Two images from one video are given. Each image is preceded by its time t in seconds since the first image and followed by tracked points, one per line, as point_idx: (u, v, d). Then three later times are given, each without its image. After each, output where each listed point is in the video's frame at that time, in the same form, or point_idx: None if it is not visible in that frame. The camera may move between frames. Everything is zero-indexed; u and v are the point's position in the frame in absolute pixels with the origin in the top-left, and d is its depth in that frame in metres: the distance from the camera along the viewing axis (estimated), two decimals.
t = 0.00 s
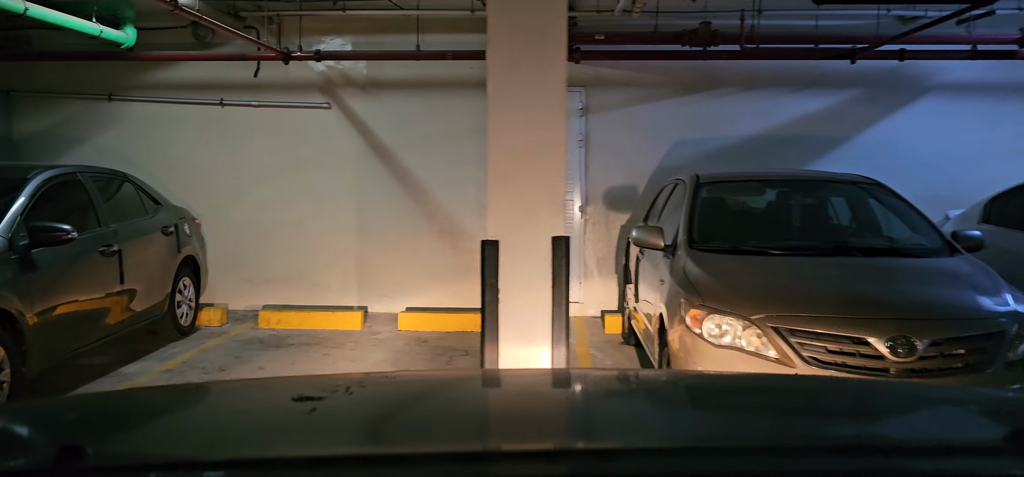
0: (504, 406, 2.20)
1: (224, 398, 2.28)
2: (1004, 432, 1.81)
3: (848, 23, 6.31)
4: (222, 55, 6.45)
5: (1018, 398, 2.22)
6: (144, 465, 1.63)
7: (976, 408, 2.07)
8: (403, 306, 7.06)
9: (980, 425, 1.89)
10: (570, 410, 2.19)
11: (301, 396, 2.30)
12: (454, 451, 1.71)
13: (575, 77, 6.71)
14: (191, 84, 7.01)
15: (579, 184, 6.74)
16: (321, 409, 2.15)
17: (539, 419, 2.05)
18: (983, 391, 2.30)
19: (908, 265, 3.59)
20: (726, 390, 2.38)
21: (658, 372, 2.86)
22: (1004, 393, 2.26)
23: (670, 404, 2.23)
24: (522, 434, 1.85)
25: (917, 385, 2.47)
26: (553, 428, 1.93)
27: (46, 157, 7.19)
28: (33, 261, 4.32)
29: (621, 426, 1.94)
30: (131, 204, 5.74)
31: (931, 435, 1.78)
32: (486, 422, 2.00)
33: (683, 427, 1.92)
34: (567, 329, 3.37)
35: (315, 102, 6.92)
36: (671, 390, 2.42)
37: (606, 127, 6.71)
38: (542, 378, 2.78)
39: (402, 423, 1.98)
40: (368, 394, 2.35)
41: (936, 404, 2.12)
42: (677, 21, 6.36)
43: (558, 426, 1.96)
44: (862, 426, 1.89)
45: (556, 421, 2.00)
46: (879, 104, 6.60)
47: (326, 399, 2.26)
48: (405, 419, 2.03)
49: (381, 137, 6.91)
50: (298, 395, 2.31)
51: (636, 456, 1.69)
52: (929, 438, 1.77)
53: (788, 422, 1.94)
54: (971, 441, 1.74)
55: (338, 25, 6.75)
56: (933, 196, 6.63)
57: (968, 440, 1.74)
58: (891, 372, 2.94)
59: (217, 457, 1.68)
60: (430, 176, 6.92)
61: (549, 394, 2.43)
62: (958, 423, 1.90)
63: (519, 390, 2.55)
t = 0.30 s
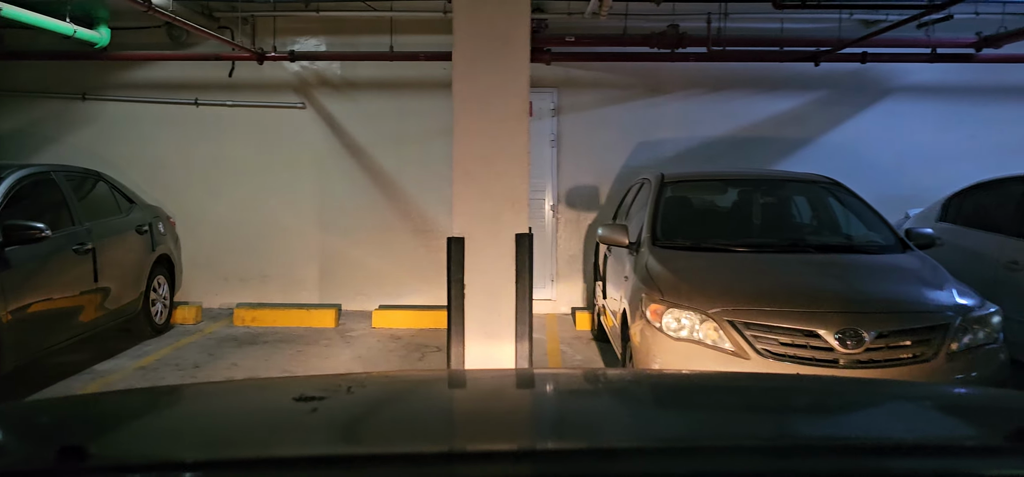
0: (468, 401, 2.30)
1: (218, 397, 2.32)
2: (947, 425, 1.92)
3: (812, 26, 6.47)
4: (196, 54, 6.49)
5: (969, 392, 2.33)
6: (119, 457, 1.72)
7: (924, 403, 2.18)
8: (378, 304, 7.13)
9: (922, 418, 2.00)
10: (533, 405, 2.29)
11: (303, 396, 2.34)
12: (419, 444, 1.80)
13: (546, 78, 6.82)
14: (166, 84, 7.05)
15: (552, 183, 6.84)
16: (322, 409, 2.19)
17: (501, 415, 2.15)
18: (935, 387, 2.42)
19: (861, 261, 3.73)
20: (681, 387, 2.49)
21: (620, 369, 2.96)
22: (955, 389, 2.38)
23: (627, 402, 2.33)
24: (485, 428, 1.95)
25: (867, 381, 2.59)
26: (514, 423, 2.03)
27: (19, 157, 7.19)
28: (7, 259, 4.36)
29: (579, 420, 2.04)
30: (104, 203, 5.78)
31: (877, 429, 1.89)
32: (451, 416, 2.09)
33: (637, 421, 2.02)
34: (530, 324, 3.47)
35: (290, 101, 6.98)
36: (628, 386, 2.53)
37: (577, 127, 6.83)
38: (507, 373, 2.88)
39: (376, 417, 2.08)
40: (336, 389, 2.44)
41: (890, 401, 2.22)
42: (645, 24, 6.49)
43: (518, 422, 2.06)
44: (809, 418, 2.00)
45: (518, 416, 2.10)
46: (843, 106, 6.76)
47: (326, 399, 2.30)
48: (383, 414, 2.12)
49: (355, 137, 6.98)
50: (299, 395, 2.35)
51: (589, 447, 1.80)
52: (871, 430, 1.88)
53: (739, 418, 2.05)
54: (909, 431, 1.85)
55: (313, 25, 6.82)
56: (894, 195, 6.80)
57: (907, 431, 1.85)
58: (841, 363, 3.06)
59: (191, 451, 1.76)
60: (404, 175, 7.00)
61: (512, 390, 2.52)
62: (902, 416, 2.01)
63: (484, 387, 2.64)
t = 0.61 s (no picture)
0: (436, 398, 2.39)
1: (221, 398, 2.37)
2: (899, 419, 2.03)
3: (781, 28, 6.61)
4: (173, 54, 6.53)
5: (925, 391, 2.44)
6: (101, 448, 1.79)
7: (880, 400, 2.29)
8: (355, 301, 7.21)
9: (874, 414, 2.11)
10: (500, 402, 2.38)
11: (303, 396, 2.40)
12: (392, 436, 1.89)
13: (522, 79, 6.91)
14: (143, 83, 7.09)
15: (526, 182, 6.95)
16: (323, 408, 2.24)
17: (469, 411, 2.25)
18: (890, 385, 2.54)
19: (820, 258, 3.85)
20: (641, 384, 2.59)
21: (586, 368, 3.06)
22: (910, 387, 2.50)
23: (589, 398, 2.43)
24: (454, 422, 2.04)
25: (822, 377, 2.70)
26: (483, 417, 2.12)
27: None
28: None
29: (544, 416, 2.14)
30: (81, 202, 5.81)
31: (832, 424, 2.00)
32: (423, 413, 2.18)
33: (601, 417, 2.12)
34: (497, 318, 3.58)
35: (267, 101, 7.03)
36: (590, 384, 2.63)
37: (552, 128, 6.93)
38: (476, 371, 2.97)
39: (361, 416, 2.12)
40: (308, 386, 2.52)
41: (847, 398, 2.34)
42: (618, 25, 6.60)
43: (487, 417, 2.15)
44: (763, 414, 2.10)
45: (486, 413, 2.19)
46: (812, 107, 6.91)
47: (325, 399, 2.35)
48: (366, 413, 2.17)
49: (332, 136, 7.05)
50: (301, 394, 2.41)
51: (549, 438, 1.88)
52: (823, 423, 1.99)
53: (697, 413, 2.15)
54: (862, 426, 1.96)
55: (290, 26, 6.88)
56: (860, 195, 6.96)
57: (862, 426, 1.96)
58: (797, 355, 3.18)
59: (173, 444, 1.84)
60: (381, 174, 7.07)
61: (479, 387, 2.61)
62: (855, 411, 2.12)
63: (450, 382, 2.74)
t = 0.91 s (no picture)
0: (411, 393, 2.46)
1: (216, 397, 2.36)
2: (863, 416, 2.10)
3: (756, 30, 6.72)
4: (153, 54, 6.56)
5: (888, 387, 2.53)
6: (84, 441, 1.84)
7: (847, 397, 2.37)
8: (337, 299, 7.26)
9: (839, 410, 2.18)
10: (475, 397, 2.45)
11: (304, 396, 2.37)
12: (371, 431, 1.94)
13: (501, 80, 6.98)
14: (124, 82, 7.11)
15: (507, 182, 7.03)
16: (322, 409, 2.21)
17: (445, 407, 2.31)
18: (852, 380, 2.63)
19: (789, 255, 3.95)
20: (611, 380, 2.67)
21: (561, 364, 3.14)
22: (873, 384, 2.59)
23: (560, 395, 2.51)
24: (428, 416, 2.11)
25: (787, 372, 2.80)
26: (456, 412, 2.19)
27: None
28: None
29: (516, 411, 2.22)
30: (62, 200, 5.83)
31: (798, 419, 2.07)
32: (399, 407, 2.25)
33: (572, 412, 2.20)
34: (473, 314, 3.66)
35: (248, 101, 7.07)
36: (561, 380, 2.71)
37: (532, 127, 7.01)
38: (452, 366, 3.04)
39: (342, 411, 2.15)
40: (286, 380, 2.59)
41: (821, 396, 2.39)
42: (596, 26, 6.69)
43: (461, 414, 2.21)
44: (727, 409, 2.19)
45: (459, 407, 2.26)
46: (787, 107, 7.02)
47: (326, 399, 2.33)
48: (345, 407, 2.22)
49: (314, 136, 7.09)
50: (301, 395, 2.38)
51: (520, 431, 1.96)
52: (785, 417, 2.07)
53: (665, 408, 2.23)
54: (828, 422, 2.03)
55: (271, 25, 6.93)
56: (834, 194, 7.08)
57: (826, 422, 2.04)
58: (763, 349, 3.26)
59: (156, 437, 1.90)
60: (362, 173, 7.12)
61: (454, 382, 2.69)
62: (820, 408, 2.20)
63: (425, 377, 2.82)
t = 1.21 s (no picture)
0: (387, 386, 2.54)
1: (221, 397, 2.27)
2: (829, 414, 2.15)
3: (731, 32, 6.85)
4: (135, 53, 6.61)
5: (846, 380, 2.64)
6: (71, 428, 1.91)
7: (808, 391, 2.46)
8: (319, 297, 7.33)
9: (808, 408, 2.22)
10: (451, 395, 2.45)
11: (304, 396, 2.33)
12: (349, 423, 2.01)
13: (482, 80, 7.06)
14: (106, 81, 7.14)
15: (487, 181, 7.12)
16: (322, 408, 2.18)
17: (419, 400, 2.38)
18: (812, 374, 2.74)
19: (757, 251, 4.07)
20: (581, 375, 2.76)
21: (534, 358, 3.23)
22: (832, 377, 2.69)
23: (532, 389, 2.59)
24: (402, 408, 2.20)
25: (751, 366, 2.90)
26: (429, 405, 2.28)
27: None
28: None
29: (488, 403, 2.31)
30: (45, 199, 5.88)
31: (764, 415, 2.13)
32: (374, 399, 2.33)
33: (541, 404, 2.29)
34: (449, 309, 3.75)
35: (231, 100, 7.12)
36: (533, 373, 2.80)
37: (512, 127, 7.10)
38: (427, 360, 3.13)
39: (317, 403, 2.24)
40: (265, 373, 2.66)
41: (790, 394, 2.44)
42: (575, 28, 6.79)
43: (434, 405, 2.30)
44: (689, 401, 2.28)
45: (432, 399, 2.35)
46: (763, 108, 7.15)
47: (327, 399, 2.30)
48: (323, 399, 2.29)
49: (296, 135, 7.16)
50: (302, 395, 2.35)
51: (489, 421, 2.05)
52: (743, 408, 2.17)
53: (631, 400, 2.32)
54: (796, 420, 2.07)
55: (253, 26, 6.99)
56: (808, 193, 7.22)
57: (793, 420, 2.07)
58: (731, 342, 3.38)
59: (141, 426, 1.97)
60: (344, 172, 7.20)
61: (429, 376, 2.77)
62: (784, 404, 2.26)
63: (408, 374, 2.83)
